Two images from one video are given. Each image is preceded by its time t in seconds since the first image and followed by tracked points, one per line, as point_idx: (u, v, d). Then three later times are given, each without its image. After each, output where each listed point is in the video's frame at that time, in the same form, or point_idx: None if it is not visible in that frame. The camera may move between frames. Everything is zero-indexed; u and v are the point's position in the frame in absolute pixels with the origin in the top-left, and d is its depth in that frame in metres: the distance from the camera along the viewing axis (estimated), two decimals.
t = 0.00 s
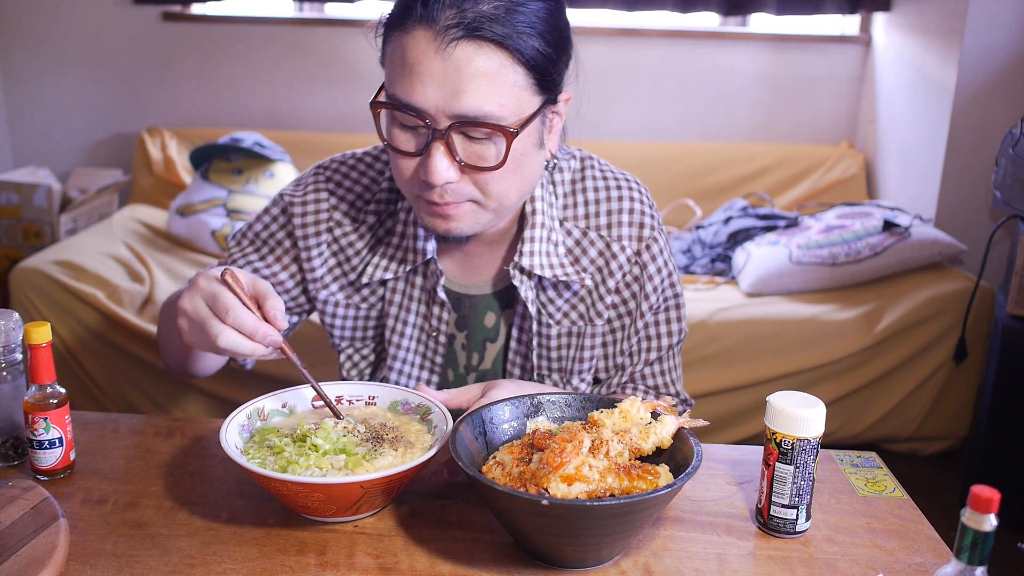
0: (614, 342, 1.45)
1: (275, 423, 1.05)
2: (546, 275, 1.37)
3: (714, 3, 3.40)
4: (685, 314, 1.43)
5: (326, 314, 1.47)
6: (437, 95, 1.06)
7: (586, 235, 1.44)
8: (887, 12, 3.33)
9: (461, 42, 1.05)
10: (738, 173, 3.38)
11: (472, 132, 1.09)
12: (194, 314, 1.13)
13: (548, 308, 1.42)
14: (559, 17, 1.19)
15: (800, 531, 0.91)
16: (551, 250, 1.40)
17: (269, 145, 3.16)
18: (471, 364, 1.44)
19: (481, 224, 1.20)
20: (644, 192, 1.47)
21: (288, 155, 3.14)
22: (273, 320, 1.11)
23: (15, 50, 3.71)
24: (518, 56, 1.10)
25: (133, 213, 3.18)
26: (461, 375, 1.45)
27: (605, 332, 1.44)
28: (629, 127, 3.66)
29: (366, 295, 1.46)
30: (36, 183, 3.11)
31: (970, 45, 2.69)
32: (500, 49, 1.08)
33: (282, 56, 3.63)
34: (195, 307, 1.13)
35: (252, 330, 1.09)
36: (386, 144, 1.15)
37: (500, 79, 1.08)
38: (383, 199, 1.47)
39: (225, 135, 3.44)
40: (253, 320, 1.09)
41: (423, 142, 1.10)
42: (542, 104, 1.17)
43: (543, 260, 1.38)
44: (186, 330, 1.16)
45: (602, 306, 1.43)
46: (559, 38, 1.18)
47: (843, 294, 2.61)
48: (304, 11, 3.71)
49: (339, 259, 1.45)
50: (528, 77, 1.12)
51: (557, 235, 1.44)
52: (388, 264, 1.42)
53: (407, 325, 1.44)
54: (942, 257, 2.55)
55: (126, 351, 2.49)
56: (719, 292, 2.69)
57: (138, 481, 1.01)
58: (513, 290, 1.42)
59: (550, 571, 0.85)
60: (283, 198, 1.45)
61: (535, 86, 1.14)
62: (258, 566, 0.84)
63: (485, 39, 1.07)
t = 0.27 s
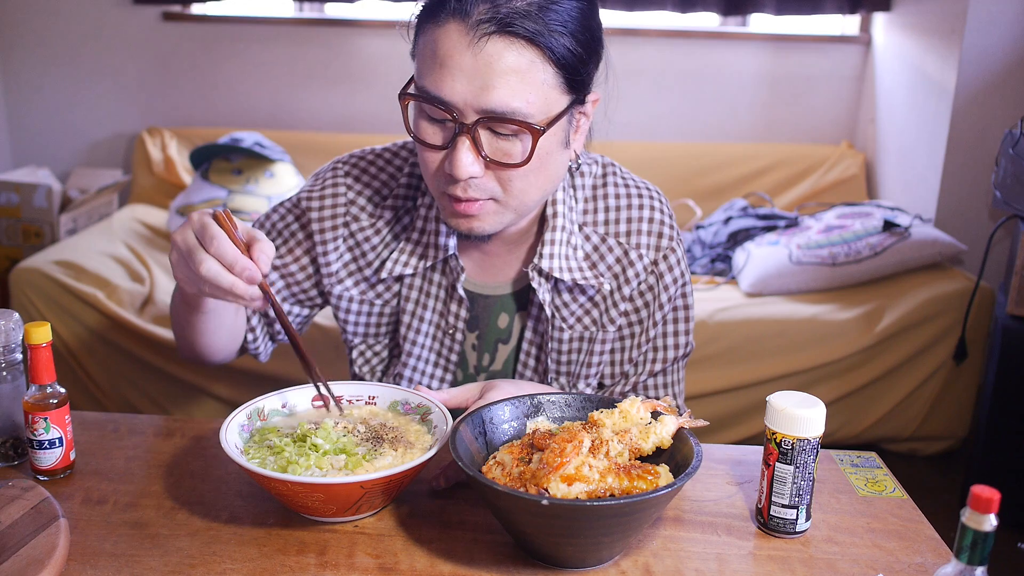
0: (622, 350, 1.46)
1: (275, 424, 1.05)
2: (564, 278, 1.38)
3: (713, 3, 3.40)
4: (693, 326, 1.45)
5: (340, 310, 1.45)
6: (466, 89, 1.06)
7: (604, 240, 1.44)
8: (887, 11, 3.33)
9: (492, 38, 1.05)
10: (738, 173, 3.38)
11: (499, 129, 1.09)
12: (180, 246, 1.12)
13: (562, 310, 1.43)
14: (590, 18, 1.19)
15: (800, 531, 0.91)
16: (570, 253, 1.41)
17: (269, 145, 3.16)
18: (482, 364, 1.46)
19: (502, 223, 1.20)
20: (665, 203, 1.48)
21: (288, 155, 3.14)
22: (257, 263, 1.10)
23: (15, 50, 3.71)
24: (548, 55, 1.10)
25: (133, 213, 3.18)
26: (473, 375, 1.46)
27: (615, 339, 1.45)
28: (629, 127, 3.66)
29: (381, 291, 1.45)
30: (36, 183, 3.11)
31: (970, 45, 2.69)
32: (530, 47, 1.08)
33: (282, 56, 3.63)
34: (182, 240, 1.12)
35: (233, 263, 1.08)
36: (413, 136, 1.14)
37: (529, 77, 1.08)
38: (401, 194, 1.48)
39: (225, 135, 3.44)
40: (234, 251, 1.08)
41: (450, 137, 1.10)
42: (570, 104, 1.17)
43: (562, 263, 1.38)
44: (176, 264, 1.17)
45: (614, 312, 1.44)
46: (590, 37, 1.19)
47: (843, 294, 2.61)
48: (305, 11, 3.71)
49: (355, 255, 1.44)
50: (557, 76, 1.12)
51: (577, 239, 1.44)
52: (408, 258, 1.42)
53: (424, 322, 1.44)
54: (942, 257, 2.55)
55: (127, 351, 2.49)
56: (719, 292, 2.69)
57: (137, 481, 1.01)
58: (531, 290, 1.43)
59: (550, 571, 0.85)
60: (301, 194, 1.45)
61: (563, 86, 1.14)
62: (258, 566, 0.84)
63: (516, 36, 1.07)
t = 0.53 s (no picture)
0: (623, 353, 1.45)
1: (274, 424, 1.05)
2: (571, 281, 1.38)
3: (713, 2, 3.41)
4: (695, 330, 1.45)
5: (344, 314, 1.44)
6: (472, 92, 1.05)
7: (610, 244, 1.45)
8: (887, 11, 3.33)
9: (499, 41, 1.05)
10: (738, 173, 3.38)
11: (503, 132, 1.08)
12: (171, 278, 1.13)
13: (567, 313, 1.43)
14: (599, 22, 1.19)
15: (800, 531, 0.91)
16: (576, 257, 1.42)
17: (269, 145, 3.16)
18: (487, 366, 1.46)
19: (506, 227, 1.21)
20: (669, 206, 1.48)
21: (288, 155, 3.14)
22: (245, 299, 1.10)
23: (15, 50, 3.71)
24: (555, 59, 1.10)
25: (133, 213, 3.18)
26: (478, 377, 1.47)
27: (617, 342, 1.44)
28: (629, 126, 3.66)
29: (385, 294, 1.45)
30: (36, 184, 3.11)
31: (970, 45, 2.69)
32: (537, 50, 1.08)
33: (282, 55, 3.63)
34: (174, 272, 1.13)
35: (219, 299, 1.07)
36: (419, 138, 1.15)
37: (535, 81, 1.08)
38: (405, 198, 1.48)
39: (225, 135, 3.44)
40: (222, 289, 1.08)
41: (455, 139, 1.10)
42: (577, 108, 1.17)
43: (569, 267, 1.39)
44: (167, 295, 1.18)
45: (617, 315, 1.43)
46: (598, 42, 1.18)
47: (843, 294, 2.61)
48: (305, 11, 3.71)
49: (360, 257, 1.44)
50: (563, 81, 1.12)
51: (583, 243, 1.44)
52: (413, 260, 1.42)
53: (428, 325, 1.44)
54: (942, 257, 2.55)
55: (127, 351, 2.49)
56: (719, 292, 2.69)
57: (137, 481, 1.01)
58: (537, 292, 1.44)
59: (550, 571, 0.85)
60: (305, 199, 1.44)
61: (570, 90, 1.14)
62: (258, 566, 0.84)
63: (523, 39, 1.07)
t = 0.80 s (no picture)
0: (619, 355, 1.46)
1: (274, 424, 1.05)
2: (565, 285, 1.38)
3: (713, 3, 3.40)
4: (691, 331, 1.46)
5: (341, 317, 1.45)
6: (458, 98, 1.05)
7: (605, 247, 1.44)
8: (887, 12, 3.33)
9: (484, 47, 1.05)
10: (738, 173, 3.38)
11: (491, 138, 1.08)
12: (180, 281, 1.14)
13: (562, 316, 1.43)
14: (588, 27, 1.18)
15: (800, 531, 0.91)
16: (571, 261, 1.41)
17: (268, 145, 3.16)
18: (482, 368, 1.46)
19: (496, 232, 1.21)
20: (664, 207, 1.48)
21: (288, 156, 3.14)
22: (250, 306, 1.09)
23: (15, 50, 3.71)
24: (542, 65, 1.09)
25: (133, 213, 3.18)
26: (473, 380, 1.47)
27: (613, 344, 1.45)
28: (630, 126, 3.66)
29: (381, 297, 1.46)
30: (36, 184, 3.11)
31: (970, 45, 2.69)
32: (524, 56, 1.07)
33: (282, 55, 3.63)
34: (183, 275, 1.13)
35: (226, 304, 1.07)
36: (407, 144, 1.15)
37: (522, 87, 1.07)
38: (399, 201, 1.48)
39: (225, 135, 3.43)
40: (228, 295, 1.08)
41: (442, 145, 1.10)
42: (565, 113, 1.16)
43: (563, 270, 1.38)
44: (175, 299, 1.18)
45: (613, 318, 1.44)
46: (587, 47, 1.18)
47: (842, 294, 2.61)
48: (305, 11, 3.71)
49: (355, 261, 1.44)
50: (551, 86, 1.12)
51: (577, 246, 1.44)
52: (405, 265, 1.42)
53: (422, 329, 1.44)
54: (942, 258, 2.55)
55: (127, 351, 2.49)
56: (719, 292, 2.69)
57: (138, 481, 1.01)
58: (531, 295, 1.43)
59: (550, 571, 0.85)
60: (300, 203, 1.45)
61: (557, 96, 1.13)
62: (258, 566, 0.84)
63: (508, 46, 1.06)
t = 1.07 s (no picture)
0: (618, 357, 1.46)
1: (274, 424, 1.05)
2: (562, 289, 1.38)
3: (713, 2, 3.40)
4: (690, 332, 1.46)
5: (338, 322, 1.46)
6: (441, 115, 1.05)
7: (601, 249, 1.44)
8: (887, 12, 3.33)
9: (465, 65, 1.04)
10: (738, 173, 3.38)
11: (477, 153, 1.08)
12: (206, 297, 1.12)
13: (559, 319, 1.43)
14: (574, 36, 1.17)
15: (800, 531, 0.91)
16: (567, 264, 1.41)
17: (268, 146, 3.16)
18: (480, 372, 1.45)
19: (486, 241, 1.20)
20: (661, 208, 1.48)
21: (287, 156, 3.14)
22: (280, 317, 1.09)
23: (15, 50, 3.71)
24: (525, 79, 1.08)
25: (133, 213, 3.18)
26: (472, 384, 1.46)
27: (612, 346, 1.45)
28: (630, 126, 3.66)
29: (379, 303, 1.45)
30: (36, 184, 3.11)
31: (970, 45, 2.69)
32: (506, 72, 1.06)
33: (282, 55, 3.63)
34: (208, 291, 1.12)
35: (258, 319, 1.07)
36: (394, 158, 1.15)
37: (505, 102, 1.07)
38: (394, 207, 1.47)
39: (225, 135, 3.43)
40: (259, 308, 1.08)
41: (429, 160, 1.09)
42: (552, 123, 1.15)
43: (560, 274, 1.38)
44: (201, 314, 1.17)
45: (611, 320, 1.44)
46: (573, 57, 1.16)
47: (843, 295, 2.61)
48: (304, 11, 3.71)
49: (351, 266, 1.45)
50: (536, 100, 1.11)
51: (573, 248, 1.44)
52: (401, 272, 1.42)
53: (422, 334, 1.44)
54: (942, 258, 2.55)
55: (127, 351, 2.49)
56: (719, 292, 2.69)
57: (138, 481, 1.01)
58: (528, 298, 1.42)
59: (550, 571, 0.85)
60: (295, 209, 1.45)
61: (543, 107, 1.13)
62: (257, 566, 0.84)
63: (491, 62, 1.05)
